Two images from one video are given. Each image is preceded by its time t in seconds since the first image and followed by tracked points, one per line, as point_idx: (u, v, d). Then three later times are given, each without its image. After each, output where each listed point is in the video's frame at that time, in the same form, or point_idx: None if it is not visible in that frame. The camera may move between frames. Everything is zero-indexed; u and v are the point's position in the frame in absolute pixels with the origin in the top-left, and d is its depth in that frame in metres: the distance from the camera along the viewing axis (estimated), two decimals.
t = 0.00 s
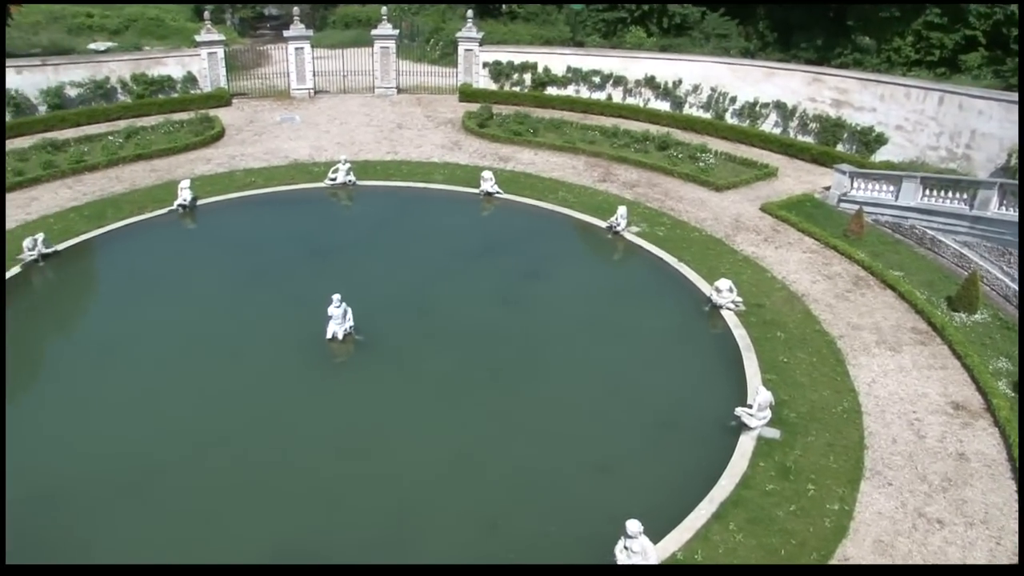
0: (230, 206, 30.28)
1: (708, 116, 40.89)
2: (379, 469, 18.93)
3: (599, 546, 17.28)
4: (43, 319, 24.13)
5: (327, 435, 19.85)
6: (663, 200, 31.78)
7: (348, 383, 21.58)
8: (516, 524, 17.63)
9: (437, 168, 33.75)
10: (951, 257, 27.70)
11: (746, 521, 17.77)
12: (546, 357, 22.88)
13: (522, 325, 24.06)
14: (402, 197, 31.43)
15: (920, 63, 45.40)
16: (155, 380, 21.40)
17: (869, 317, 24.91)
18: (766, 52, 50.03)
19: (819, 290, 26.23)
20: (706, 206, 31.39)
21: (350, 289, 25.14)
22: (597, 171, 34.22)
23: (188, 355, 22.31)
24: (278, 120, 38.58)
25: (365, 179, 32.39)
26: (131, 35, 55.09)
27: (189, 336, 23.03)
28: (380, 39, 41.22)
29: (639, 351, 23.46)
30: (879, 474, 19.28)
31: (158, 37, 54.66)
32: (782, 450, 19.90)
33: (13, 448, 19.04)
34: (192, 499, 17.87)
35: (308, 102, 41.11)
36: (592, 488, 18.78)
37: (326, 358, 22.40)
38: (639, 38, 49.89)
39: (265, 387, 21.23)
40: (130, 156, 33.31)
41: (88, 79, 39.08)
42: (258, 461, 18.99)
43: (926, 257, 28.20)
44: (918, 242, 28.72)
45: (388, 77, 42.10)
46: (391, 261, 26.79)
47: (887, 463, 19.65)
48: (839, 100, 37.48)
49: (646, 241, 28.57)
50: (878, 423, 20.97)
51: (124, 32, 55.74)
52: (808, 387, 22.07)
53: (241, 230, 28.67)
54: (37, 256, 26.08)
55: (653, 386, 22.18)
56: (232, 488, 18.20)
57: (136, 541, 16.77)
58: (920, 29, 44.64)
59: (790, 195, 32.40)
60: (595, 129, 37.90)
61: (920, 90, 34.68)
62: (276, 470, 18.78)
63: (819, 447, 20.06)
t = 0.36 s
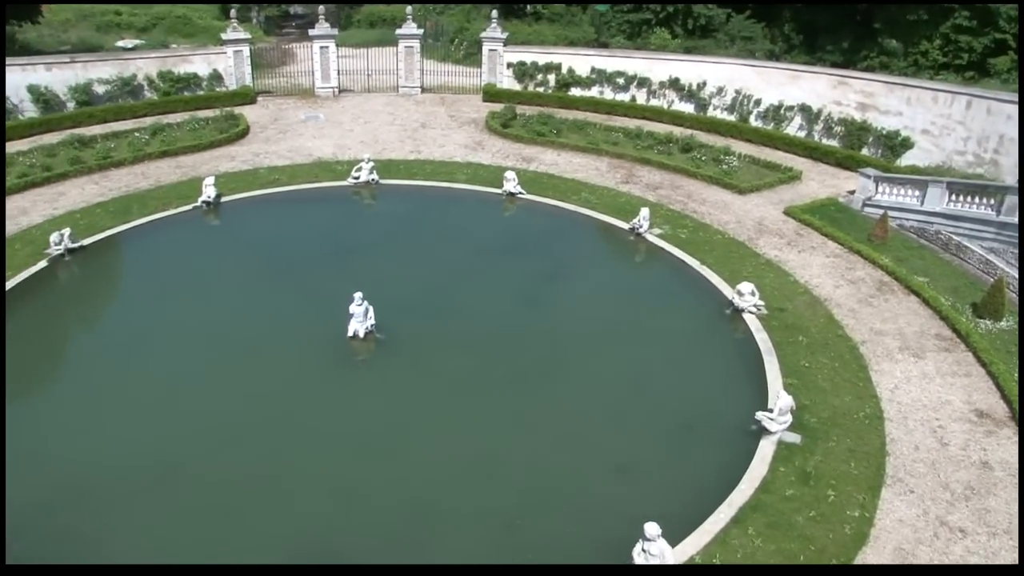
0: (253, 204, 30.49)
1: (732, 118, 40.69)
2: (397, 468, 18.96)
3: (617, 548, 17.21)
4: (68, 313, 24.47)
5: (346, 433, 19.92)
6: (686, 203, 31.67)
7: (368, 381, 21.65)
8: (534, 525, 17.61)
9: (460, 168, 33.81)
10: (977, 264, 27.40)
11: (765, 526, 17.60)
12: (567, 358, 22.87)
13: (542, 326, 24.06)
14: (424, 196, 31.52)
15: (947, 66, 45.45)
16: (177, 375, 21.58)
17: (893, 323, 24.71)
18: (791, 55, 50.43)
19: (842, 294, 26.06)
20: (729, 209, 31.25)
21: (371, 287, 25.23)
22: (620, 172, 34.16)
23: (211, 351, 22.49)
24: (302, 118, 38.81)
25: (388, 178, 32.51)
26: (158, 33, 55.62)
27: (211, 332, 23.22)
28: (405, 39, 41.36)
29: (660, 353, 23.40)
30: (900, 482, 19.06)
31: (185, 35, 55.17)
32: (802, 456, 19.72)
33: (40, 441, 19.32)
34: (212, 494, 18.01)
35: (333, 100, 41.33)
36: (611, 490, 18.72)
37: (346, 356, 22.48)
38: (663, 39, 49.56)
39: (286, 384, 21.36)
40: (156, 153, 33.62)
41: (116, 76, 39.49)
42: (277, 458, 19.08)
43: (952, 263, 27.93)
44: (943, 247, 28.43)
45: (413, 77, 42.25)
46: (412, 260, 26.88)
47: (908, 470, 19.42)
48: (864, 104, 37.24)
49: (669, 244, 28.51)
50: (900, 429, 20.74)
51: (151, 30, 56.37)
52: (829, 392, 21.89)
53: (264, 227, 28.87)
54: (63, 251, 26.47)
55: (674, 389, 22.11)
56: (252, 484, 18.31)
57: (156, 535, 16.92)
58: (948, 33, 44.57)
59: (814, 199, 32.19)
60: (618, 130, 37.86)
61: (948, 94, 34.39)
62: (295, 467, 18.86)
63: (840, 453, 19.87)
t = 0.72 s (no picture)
0: (279, 201, 30.70)
1: (758, 121, 40.45)
2: (418, 467, 19.02)
3: (636, 551, 17.15)
4: (96, 307, 24.74)
5: (368, 431, 20.02)
6: (712, 205, 31.55)
7: (391, 379, 21.76)
8: (553, 526, 17.61)
9: (485, 168, 33.86)
10: (1006, 271, 27.11)
11: (786, 532, 17.47)
12: (589, 359, 22.87)
13: (565, 328, 24.05)
14: (448, 196, 31.61)
15: (979, 70, 45.10)
16: (202, 370, 21.80)
17: (919, 329, 24.50)
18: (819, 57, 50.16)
19: (867, 300, 25.85)
20: (754, 212, 31.09)
21: (394, 286, 25.34)
22: (645, 174, 34.07)
23: (236, 347, 22.69)
24: (329, 116, 39.02)
25: (413, 177, 32.62)
26: (188, 30, 56.12)
27: (236, 327, 23.43)
28: (431, 38, 41.47)
29: (683, 356, 23.35)
30: (924, 490, 18.84)
31: (214, 33, 55.65)
32: (824, 461, 19.55)
33: (67, 433, 19.59)
34: (235, 489, 18.17)
35: (359, 99, 41.53)
36: (632, 492, 18.69)
37: (369, 354, 22.60)
38: (690, 41, 49.10)
39: (310, 381, 21.49)
40: (183, 150, 33.91)
41: (145, 73, 39.92)
42: (300, 454, 19.23)
43: (981, 270, 27.64)
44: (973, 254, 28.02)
45: (439, 76, 42.36)
46: (436, 259, 26.97)
47: (932, 479, 19.18)
48: (893, 108, 36.95)
49: (693, 246, 28.41)
50: (924, 437, 20.51)
51: (181, 28, 56.91)
52: (853, 398, 21.70)
53: (289, 224, 29.08)
54: (91, 246, 26.69)
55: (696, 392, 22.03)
56: (275, 480, 18.45)
57: (179, 528, 17.10)
58: (980, 37, 44.42)
59: (840, 203, 31.95)
60: (644, 132, 37.76)
61: (978, 98, 34.11)
62: (318, 463, 18.99)
63: (863, 459, 19.68)
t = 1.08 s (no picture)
0: (303, 199, 30.89)
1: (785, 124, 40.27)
2: (438, 466, 19.06)
3: (656, 554, 17.09)
4: (123, 300, 25.10)
5: (389, 429, 20.10)
6: (736, 208, 31.42)
7: (413, 377, 21.83)
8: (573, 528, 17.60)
9: (509, 168, 33.92)
10: None
11: (807, 538, 17.31)
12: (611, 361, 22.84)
13: (587, 329, 24.03)
14: (472, 195, 31.69)
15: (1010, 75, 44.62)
16: (227, 365, 21.99)
17: (944, 336, 24.27)
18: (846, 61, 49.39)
19: (892, 306, 25.64)
20: (779, 216, 30.92)
21: (417, 285, 25.43)
22: (670, 176, 33.98)
23: (260, 343, 22.87)
24: (354, 115, 39.23)
25: (438, 176, 32.73)
26: (216, 28, 56.59)
27: (260, 323, 23.62)
28: (458, 37, 41.59)
29: (706, 359, 23.27)
30: (948, 498, 18.60)
31: (242, 31, 56.11)
32: (847, 467, 19.36)
33: (93, 425, 19.88)
34: (257, 484, 18.32)
35: (385, 98, 41.72)
36: (652, 495, 18.64)
37: (392, 352, 22.69)
38: (717, 43, 48.90)
39: (333, 378, 21.61)
40: (209, 146, 34.23)
41: (174, 70, 40.29)
42: (321, 450, 19.34)
43: (1010, 276, 27.25)
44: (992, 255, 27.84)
45: (465, 76, 42.48)
46: (459, 259, 27.06)
47: (956, 488, 18.94)
48: (921, 112, 36.65)
49: (717, 249, 28.32)
50: (949, 445, 20.26)
51: (209, 25, 57.31)
52: (877, 404, 21.51)
53: (313, 222, 29.26)
54: (118, 241, 27.13)
55: (719, 396, 21.95)
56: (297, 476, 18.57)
57: (202, 522, 17.25)
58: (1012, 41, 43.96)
59: (867, 208, 31.69)
60: (670, 134, 37.66)
61: (1008, 103, 33.64)
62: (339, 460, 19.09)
63: (886, 466, 19.47)
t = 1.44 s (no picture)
0: (327, 197, 31.08)
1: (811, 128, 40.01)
2: (458, 466, 19.11)
3: (675, 557, 17.03)
4: (149, 294, 25.39)
5: (410, 427, 20.18)
6: (761, 211, 31.27)
7: (435, 377, 21.90)
8: (592, 530, 17.59)
9: (534, 168, 33.98)
10: None
11: (827, 544, 17.16)
12: (633, 363, 22.79)
13: (609, 331, 24.00)
14: (496, 196, 31.74)
15: None
16: (251, 362, 22.18)
17: (970, 343, 24.01)
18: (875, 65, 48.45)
19: (918, 312, 25.41)
20: (805, 219, 30.73)
21: (440, 284, 25.53)
22: (695, 179, 33.87)
23: (283, 339, 23.05)
24: (380, 113, 39.43)
25: (463, 176, 32.80)
26: (244, 26, 57.11)
27: (284, 320, 23.79)
28: (484, 37, 41.70)
29: (729, 363, 23.17)
30: (972, 508, 18.33)
31: (270, 29, 56.60)
32: (869, 474, 19.17)
33: (119, 418, 20.15)
34: (278, 479, 18.47)
35: (410, 97, 41.91)
36: (672, 498, 18.59)
37: (414, 351, 22.79)
38: (745, 45, 48.76)
39: (355, 376, 21.73)
40: (236, 143, 34.53)
41: (202, 68, 40.66)
42: (343, 447, 19.47)
43: None
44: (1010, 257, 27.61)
45: (491, 76, 42.58)
46: (481, 259, 27.12)
47: (981, 497, 18.67)
48: (950, 117, 36.34)
49: (741, 252, 28.20)
50: (974, 454, 19.99)
51: (237, 24, 57.80)
52: (901, 411, 21.30)
53: (337, 220, 29.43)
54: (145, 236, 27.40)
55: (741, 400, 21.85)
56: (318, 473, 18.70)
57: (224, 516, 17.42)
58: None
59: (894, 213, 31.41)
60: (695, 136, 37.52)
61: None
62: (361, 458, 19.19)
63: (909, 473, 19.26)
